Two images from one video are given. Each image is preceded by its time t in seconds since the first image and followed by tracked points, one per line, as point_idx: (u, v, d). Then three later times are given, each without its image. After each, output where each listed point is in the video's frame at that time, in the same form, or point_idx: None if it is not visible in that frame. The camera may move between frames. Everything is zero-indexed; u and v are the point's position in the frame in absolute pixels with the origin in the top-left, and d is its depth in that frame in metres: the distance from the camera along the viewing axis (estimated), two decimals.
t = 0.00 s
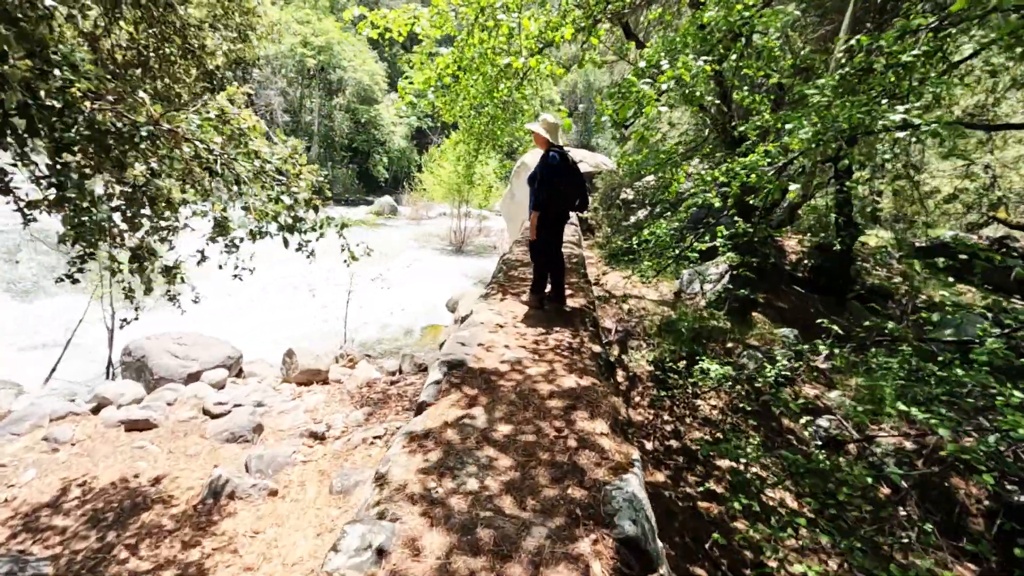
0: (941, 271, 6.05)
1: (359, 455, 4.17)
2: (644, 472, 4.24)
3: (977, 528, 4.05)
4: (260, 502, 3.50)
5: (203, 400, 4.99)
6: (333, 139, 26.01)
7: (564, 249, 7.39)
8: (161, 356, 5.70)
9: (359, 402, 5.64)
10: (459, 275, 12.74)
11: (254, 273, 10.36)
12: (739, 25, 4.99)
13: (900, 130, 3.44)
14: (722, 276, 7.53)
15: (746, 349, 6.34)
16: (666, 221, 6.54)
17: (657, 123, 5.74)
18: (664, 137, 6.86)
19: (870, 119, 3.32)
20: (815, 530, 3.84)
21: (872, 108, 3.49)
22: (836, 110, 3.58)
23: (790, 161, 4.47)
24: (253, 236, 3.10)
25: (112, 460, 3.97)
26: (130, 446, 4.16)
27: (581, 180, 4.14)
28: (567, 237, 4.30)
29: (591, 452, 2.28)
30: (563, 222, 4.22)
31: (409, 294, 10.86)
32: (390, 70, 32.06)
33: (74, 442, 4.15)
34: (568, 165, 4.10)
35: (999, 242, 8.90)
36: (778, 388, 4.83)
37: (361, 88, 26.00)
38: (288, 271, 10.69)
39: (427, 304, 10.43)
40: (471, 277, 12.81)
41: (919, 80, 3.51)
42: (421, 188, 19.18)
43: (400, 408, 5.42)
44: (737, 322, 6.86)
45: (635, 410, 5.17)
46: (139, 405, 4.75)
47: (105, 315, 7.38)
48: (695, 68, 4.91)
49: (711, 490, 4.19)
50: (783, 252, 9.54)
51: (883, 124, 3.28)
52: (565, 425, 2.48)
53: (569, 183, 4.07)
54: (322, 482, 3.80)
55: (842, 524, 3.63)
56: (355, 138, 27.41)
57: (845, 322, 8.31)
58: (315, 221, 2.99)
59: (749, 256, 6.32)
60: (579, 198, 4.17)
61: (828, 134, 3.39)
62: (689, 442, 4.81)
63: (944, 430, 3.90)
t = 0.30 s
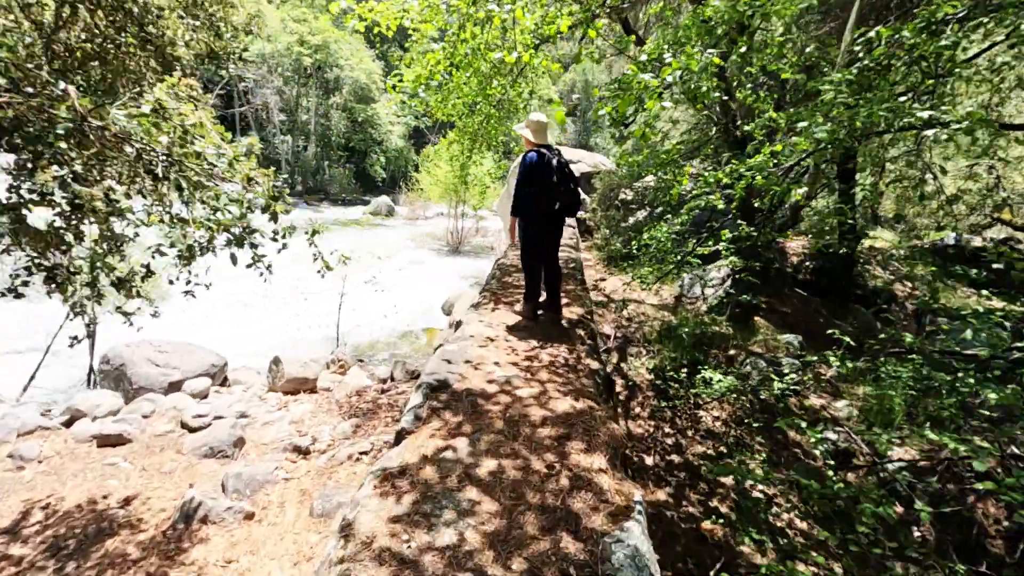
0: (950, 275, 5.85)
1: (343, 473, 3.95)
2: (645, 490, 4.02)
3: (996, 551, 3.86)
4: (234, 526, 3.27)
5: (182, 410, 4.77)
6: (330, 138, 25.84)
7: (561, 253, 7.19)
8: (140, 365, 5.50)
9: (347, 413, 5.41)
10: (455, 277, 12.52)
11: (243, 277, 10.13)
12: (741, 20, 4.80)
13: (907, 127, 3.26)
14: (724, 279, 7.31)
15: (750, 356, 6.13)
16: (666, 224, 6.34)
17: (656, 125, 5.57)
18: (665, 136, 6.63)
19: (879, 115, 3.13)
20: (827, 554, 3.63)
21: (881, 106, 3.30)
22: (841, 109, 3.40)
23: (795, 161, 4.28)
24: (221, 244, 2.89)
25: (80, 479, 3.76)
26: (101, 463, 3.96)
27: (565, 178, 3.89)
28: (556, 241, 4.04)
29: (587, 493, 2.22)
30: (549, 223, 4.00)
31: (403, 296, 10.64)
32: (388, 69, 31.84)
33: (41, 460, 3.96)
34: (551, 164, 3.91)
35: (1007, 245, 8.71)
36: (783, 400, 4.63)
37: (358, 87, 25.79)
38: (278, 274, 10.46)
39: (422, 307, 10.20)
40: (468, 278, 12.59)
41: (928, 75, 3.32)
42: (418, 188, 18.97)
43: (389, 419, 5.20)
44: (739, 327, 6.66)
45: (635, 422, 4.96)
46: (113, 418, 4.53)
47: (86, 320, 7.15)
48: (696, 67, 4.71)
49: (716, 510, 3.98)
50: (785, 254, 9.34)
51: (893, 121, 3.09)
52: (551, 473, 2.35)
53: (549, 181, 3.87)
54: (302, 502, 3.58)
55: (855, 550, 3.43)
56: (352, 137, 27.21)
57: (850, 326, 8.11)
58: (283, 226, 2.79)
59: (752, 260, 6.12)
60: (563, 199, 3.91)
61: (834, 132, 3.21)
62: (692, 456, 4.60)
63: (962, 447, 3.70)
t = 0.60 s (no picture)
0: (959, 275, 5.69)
1: (330, 485, 3.76)
2: (648, 503, 3.83)
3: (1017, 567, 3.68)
4: (212, 545, 3.08)
5: (164, 417, 4.59)
6: (328, 138, 25.70)
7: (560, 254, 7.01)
8: (124, 370, 5.33)
9: (339, 420, 5.22)
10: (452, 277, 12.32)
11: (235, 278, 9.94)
12: (746, 12, 4.64)
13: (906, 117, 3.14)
14: (726, 280, 7.12)
15: (755, 359, 5.94)
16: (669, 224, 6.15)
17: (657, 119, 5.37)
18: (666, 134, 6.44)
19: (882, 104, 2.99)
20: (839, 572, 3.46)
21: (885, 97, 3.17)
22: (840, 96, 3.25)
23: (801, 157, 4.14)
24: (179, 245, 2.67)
25: (52, 495, 3.58)
26: (75, 477, 3.78)
27: (533, 174, 3.81)
28: (528, 239, 3.92)
29: (587, 526, 2.06)
30: (522, 221, 3.94)
31: (399, 298, 10.45)
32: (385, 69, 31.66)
33: (13, 473, 3.82)
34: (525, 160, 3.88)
35: (1014, 245, 8.54)
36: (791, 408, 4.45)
37: (356, 87, 25.62)
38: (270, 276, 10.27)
39: (418, 308, 10.00)
40: (465, 279, 12.41)
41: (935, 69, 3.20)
42: (416, 187, 18.79)
43: (382, 426, 5.01)
44: (742, 329, 6.46)
45: (636, 429, 4.77)
46: (91, 427, 4.35)
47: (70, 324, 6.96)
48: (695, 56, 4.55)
49: (722, 523, 3.79)
50: (787, 254, 9.17)
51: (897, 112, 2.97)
52: (548, 501, 2.19)
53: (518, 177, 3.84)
54: (285, 519, 3.39)
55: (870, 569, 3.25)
56: (349, 137, 27.03)
57: (854, 327, 7.94)
58: (244, 218, 2.49)
59: (757, 261, 5.93)
60: (530, 195, 3.82)
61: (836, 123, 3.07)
62: (696, 465, 4.42)
63: (981, 459, 3.52)
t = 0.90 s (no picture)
0: (977, 278, 5.48)
1: (318, 503, 3.55)
2: (656, 521, 3.62)
3: None
4: (190, 570, 2.87)
5: (147, 427, 4.39)
6: (326, 138, 25.51)
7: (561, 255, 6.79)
8: (107, 377, 5.12)
9: (331, 429, 5.01)
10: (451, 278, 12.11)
11: (227, 280, 9.73)
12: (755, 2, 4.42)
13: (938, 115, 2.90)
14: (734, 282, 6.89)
15: (763, 365, 5.73)
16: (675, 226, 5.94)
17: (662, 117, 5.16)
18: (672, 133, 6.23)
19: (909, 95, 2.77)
20: None
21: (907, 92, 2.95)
22: (859, 91, 3.05)
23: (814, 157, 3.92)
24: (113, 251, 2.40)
25: (24, 514, 3.38)
26: (50, 493, 3.59)
27: (519, 173, 3.71)
28: (514, 240, 3.83)
29: None
30: (510, 220, 3.86)
31: (397, 299, 10.24)
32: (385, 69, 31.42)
33: None
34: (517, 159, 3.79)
35: None
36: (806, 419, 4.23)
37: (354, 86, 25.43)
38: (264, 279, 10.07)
39: (416, 311, 9.79)
40: (464, 280, 12.20)
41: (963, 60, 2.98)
42: (415, 187, 18.58)
43: (376, 436, 4.80)
44: (749, 334, 6.25)
45: (642, 439, 4.56)
46: (70, 439, 4.15)
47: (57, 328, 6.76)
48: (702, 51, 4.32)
49: (733, 543, 3.59)
50: (795, 256, 8.94)
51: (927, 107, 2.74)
52: (554, 547, 1.98)
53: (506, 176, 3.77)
54: (270, 540, 3.18)
55: None
56: (348, 137, 26.82)
57: (862, 331, 7.72)
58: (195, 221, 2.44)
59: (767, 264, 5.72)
60: (515, 194, 3.72)
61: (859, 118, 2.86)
62: (704, 479, 4.22)
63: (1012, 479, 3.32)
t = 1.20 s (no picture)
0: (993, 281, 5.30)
1: (304, 520, 3.35)
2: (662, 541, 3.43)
3: None
4: None
5: (128, 437, 4.20)
6: (325, 137, 25.33)
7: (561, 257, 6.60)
8: (90, 384, 4.93)
9: (323, 438, 4.82)
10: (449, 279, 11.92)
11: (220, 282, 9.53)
12: None
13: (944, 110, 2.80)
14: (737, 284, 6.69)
15: (771, 371, 5.53)
16: (680, 226, 5.74)
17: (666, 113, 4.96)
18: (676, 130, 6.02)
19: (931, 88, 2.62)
20: None
21: (930, 84, 2.78)
22: (874, 83, 2.89)
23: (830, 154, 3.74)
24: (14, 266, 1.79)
25: None
26: (21, 511, 3.40)
27: (515, 169, 3.64)
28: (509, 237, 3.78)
29: None
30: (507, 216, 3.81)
31: (394, 300, 10.06)
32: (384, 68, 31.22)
33: None
34: (515, 155, 3.72)
35: None
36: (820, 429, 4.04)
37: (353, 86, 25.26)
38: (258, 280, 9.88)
39: (413, 312, 9.60)
40: (463, 280, 12.02)
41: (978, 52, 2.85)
42: (413, 186, 18.40)
43: (368, 445, 4.61)
44: (756, 338, 6.06)
45: (646, 450, 4.37)
46: (46, 451, 3.96)
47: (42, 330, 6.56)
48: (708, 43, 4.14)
49: (743, 563, 3.41)
50: (800, 257, 8.76)
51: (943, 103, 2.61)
52: None
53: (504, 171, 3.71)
54: (251, 563, 2.98)
55: None
56: (347, 136, 26.62)
57: (869, 334, 7.55)
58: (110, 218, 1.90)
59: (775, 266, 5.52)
60: (510, 191, 3.66)
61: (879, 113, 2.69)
62: (712, 493, 4.03)
63: None
